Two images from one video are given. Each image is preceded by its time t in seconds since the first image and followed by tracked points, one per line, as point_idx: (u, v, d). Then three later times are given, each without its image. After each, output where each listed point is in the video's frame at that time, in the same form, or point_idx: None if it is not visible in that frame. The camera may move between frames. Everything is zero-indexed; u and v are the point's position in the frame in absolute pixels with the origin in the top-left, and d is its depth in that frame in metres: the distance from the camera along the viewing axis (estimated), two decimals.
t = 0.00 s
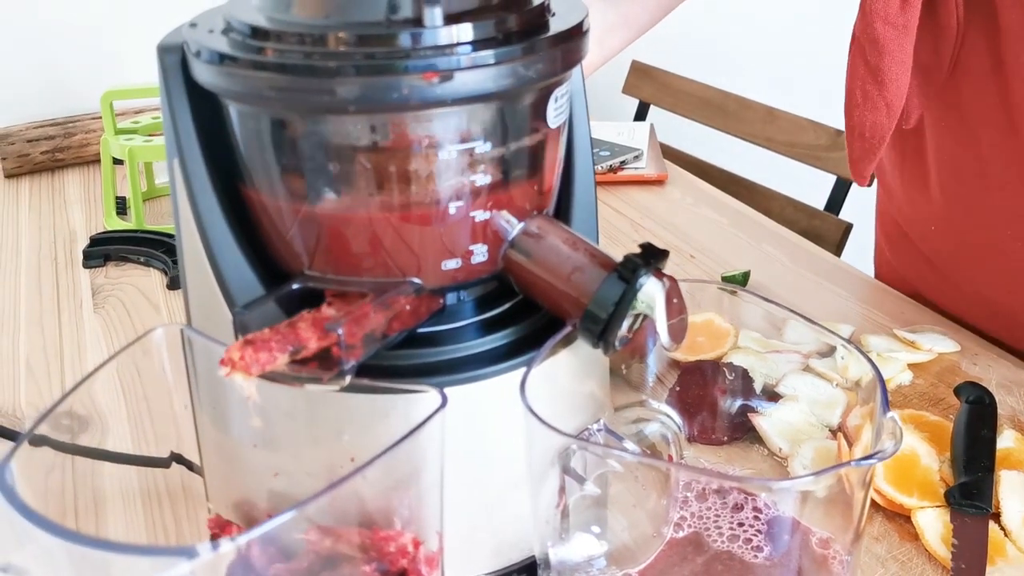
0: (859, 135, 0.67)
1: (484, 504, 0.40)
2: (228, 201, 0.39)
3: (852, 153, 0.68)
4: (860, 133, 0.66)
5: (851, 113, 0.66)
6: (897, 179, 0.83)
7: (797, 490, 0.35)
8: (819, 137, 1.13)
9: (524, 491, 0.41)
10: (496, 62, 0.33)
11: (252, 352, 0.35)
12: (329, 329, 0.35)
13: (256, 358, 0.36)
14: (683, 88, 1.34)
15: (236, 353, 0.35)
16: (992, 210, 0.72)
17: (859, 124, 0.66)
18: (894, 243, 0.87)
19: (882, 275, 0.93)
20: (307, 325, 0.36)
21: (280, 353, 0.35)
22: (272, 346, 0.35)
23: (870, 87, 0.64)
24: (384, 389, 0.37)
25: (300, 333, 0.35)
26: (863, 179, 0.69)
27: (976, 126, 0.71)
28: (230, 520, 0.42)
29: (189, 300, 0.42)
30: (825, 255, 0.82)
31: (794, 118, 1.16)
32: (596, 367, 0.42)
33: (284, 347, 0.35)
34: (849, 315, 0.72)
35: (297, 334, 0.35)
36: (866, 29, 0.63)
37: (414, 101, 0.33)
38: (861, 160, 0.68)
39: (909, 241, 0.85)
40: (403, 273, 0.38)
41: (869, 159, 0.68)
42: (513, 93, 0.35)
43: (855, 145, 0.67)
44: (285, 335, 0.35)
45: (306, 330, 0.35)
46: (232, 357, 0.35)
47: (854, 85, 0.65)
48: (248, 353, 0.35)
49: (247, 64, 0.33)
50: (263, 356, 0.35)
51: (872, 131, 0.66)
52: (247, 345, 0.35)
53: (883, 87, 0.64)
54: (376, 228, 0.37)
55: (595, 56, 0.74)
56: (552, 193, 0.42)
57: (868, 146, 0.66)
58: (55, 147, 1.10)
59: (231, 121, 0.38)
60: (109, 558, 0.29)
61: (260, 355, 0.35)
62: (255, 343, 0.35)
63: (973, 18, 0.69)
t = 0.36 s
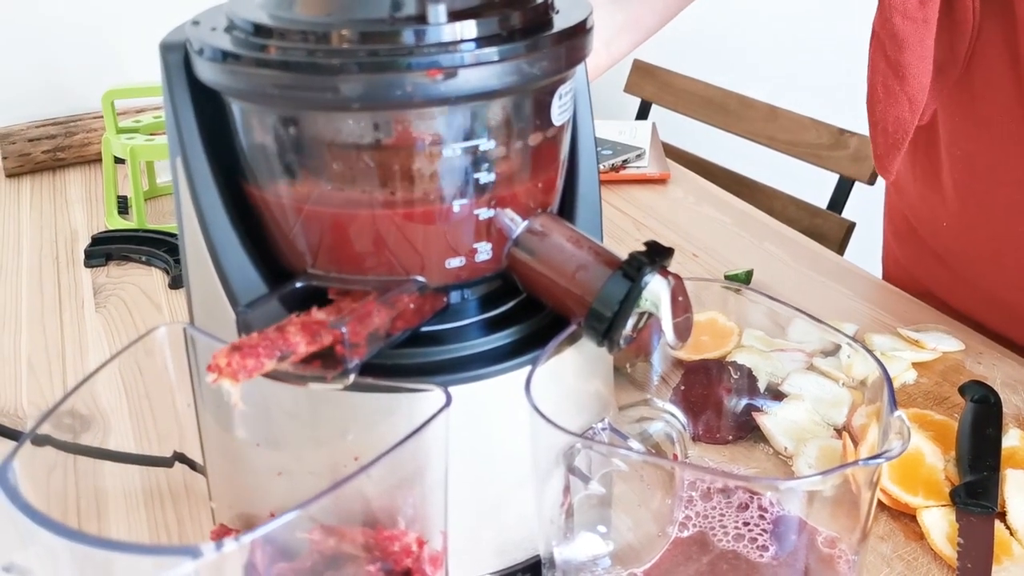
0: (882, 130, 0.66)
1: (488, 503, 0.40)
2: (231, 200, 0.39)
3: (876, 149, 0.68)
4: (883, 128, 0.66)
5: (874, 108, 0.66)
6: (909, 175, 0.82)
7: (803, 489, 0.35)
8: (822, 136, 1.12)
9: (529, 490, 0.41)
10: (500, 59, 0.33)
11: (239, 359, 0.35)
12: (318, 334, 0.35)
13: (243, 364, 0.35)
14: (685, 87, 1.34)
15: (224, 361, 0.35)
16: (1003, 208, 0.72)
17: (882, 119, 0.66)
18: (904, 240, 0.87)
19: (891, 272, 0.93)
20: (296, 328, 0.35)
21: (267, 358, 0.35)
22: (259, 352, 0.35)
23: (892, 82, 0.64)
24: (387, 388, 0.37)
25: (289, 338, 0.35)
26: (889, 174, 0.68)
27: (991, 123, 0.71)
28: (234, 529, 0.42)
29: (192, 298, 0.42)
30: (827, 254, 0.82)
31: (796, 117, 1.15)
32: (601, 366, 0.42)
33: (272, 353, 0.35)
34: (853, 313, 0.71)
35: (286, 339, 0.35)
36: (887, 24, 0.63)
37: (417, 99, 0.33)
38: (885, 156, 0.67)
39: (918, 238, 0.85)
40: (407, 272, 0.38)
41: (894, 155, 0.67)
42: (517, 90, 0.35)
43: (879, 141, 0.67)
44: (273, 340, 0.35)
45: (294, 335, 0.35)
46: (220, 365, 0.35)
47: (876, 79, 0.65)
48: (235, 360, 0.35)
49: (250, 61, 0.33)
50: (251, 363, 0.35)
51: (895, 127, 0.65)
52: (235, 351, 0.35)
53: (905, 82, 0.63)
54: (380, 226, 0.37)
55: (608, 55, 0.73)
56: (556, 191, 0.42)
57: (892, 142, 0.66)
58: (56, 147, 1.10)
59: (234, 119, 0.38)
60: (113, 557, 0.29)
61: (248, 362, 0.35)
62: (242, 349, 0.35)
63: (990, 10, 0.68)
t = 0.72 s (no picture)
0: (882, 131, 0.66)
1: (495, 501, 0.40)
2: (236, 196, 0.39)
3: (874, 151, 0.67)
4: (883, 129, 0.65)
5: (873, 108, 0.66)
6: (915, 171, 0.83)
7: (812, 488, 0.35)
8: (826, 135, 1.12)
9: (535, 488, 0.41)
10: (507, 55, 0.33)
11: (232, 364, 0.35)
12: (313, 337, 0.35)
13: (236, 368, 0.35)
14: (688, 86, 1.34)
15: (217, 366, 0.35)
16: (1007, 208, 0.72)
17: (882, 120, 0.65)
18: (909, 240, 0.87)
19: (896, 272, 0.92)
20: (291, 331, 0.35)
21: (261, 362, 0.35)
22: (252, 356, 0.34)
23: (895, 82, 0.64)
24: (392, 385, 0.36)
25: (283, 341, 0.34)
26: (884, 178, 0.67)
27: (995, 122, 0.71)
28: (239, 527, 0.42)
29: (197, 296, 0.42)
30: (832, 252, 0.82)
31: (800, 115, 1.15)
32: (607, 364, 0.42)
33: (265, 356, 0.35)
34: (857, 312, 0.71)
35: (279, 342, 0.35)
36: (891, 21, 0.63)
37: (425, 95, 0.33)
38: (883, 159, 0.66)
39: (924, 238, 0.85)
40: (413, 268, 0.38)
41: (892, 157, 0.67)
42: (524, 87, 0.35)
43: (878, 143, 0.66)
44: (266, 344, 0.34)
45: (288, 338, 0.34)
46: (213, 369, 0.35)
47: (877, 80, 0.65)
48: (228, 366, 0.35)
49: (258, 58, 0.33)
50: (244, 367, 0.35)
51: (895, 128, 0.65)
52: (228, 355, 0.35)
53: (907, 82, 0.63)
54: (386, 223, 0.37)
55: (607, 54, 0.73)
56: (563, 188, 0.42)
57: (891, 144, 0.65)
58: (59, 146, 1.10)
59: (240, 116, 0.38)
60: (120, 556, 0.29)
61: (241, 367, 0.35)
62: (235, 354, 0.35)
63: (995, 10, 0.68)
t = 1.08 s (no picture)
0: (891, 129, 0.66)
1: (496, 504, 0.39)
2: (237, 200, 0.39)
3: (883, 149, 0.67)
4: (893, 128, 0.65)
5: (882, 107, 0.66)
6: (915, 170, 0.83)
7: (813, 491, 0.35)
8: (827, 135, 1.12)
9: (537, 492, 0.40)
10: (508, 58, 0.33)
11: (223, 379, 0.35)
12: (305, 345, 0.34)
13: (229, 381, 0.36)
14: (689, 86, 1.34)
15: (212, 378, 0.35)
16: (1010, 208, 0.72)
17: (892, 119, 0.65)
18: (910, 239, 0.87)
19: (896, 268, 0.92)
20: (282, 339, 0.35)
21: (253, 373, 0.35)
22: (243, 369, 0.35)
23: (903, 79, 0.64)
24: (392, 389, 0.36)
25: (274, 351, 0.34)
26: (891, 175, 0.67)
27: (1001, 121, 0.71)
28: (240, 531, 0.42)
29: (197, 299, 0.41)
30: (834, 253, 0.82)
31: (801, 115, 1.15)
32: (609, 366, 0.42)
33: (257, 367, 0.35)
34: (858, 313, 0.71)
35: (271, 352, 0.34)
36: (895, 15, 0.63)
37: (426, 98, 0.32)
38: (891, 156, 0.66)
39: (924, 237, 0.85)
40: (414, 271, 0.38)
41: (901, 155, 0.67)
42: (525, 90, 0.34)
43: (887, 141, 0.66)
44: (257, 355, 0.35)
45: (280, 347, 0.34)
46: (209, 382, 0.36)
47: (886, 78, 0.65)
48: (221, 379, 0.35)
49: (258, 61, 0.33)
50: (236, 380, 0.35)
51: (905, 125, 0.65)
52: (219, 370, 0.35)
53: (916, 79, 0.63)
54: (386, 227, 0.36)
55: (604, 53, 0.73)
56: (564, 190, 0.42)
57: (900, 141, 0.65)
58: (59, 147, 1.10)
59: (240, 118, 0.38)
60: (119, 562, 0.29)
61: (233, 381, 0.35)
62: (227, 368, 0.35)
63: (1001, 9, 0.68)
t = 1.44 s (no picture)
0: (934, 125, 0.63)
1: (496, 508, 0.39)
2: (234, 203, 0.38)
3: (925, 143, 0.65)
4: (935, 125, 0.63)
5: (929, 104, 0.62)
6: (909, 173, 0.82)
7: (817, 497, 0.34)
8: (828, 135, 1.12)
9: (536, 496, 0.40)
10: (506, 59, 0.33)
11: (220, 415, 0.36)
12: (291, 358, 0.34)
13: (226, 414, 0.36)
14: (689, 86, 1.34)
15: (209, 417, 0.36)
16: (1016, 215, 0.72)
17: (936, 117, 0.62)
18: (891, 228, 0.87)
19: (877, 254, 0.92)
20: (266, 357, 0.34)
21: (246, 402, 0.35)
22: (237, 402, 0.35)
23: (951, 80, 0.60)
24: (390, 394, 0.36)
25: (262, 373, 0.35)
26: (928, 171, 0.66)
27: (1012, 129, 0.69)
28: (238, 536, 0.41)
29: (195, 303, 0.41)
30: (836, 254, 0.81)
31: (802, 116, 1.15)
32: (609, 369, 0.42)
33: (250, 393, 0.35)
34: (859, 314, 0.71)
35: (259, 374, 0.35)
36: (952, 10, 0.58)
37: (424, 100, 0.32)
38: (932, 152, 0.64)
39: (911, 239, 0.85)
40: (412, 274, 0.37)
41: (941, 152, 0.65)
42: (524, 91, 0.34)
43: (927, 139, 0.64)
44: (246, 382, 0.35)
45: (265, 367, 0.34)
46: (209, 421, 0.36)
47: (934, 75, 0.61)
48: (219, 416, 0.36)
49: (255, 63, 0.33)
50: (233, 413, 0.36)
51: (948, 124, 0.62)
52: (213, 410, 0.36)
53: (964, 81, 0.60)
54: (384, 229, 0.36)
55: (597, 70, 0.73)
56: (564, 192, 0.41)
57: (941, 140, 0.63)
58: (58, 148, 1.09)
59: (237, 120, 0.37)
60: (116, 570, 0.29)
61: (233, 416, 0.36)
62: (220, 405, 0.36)
63: None
